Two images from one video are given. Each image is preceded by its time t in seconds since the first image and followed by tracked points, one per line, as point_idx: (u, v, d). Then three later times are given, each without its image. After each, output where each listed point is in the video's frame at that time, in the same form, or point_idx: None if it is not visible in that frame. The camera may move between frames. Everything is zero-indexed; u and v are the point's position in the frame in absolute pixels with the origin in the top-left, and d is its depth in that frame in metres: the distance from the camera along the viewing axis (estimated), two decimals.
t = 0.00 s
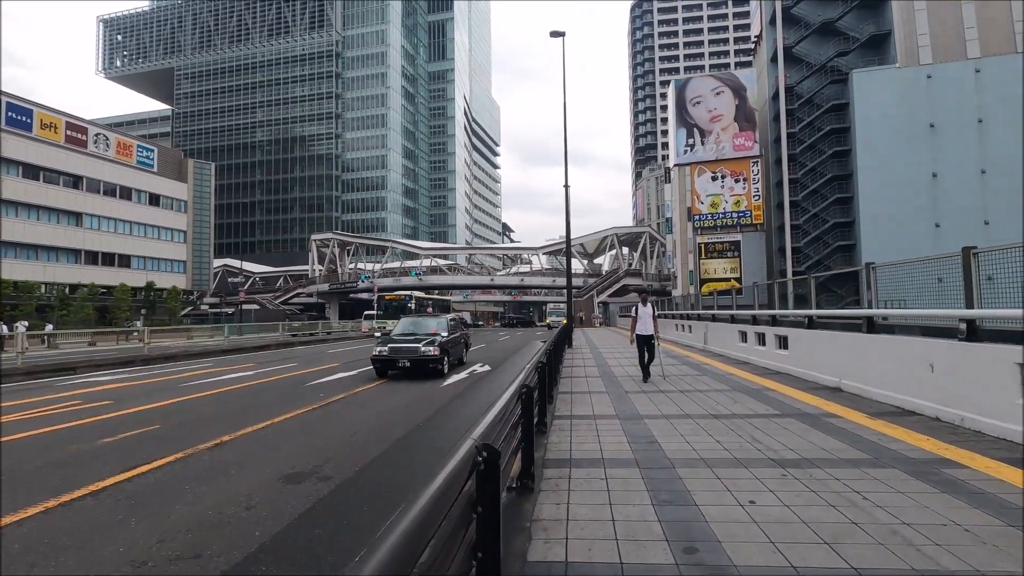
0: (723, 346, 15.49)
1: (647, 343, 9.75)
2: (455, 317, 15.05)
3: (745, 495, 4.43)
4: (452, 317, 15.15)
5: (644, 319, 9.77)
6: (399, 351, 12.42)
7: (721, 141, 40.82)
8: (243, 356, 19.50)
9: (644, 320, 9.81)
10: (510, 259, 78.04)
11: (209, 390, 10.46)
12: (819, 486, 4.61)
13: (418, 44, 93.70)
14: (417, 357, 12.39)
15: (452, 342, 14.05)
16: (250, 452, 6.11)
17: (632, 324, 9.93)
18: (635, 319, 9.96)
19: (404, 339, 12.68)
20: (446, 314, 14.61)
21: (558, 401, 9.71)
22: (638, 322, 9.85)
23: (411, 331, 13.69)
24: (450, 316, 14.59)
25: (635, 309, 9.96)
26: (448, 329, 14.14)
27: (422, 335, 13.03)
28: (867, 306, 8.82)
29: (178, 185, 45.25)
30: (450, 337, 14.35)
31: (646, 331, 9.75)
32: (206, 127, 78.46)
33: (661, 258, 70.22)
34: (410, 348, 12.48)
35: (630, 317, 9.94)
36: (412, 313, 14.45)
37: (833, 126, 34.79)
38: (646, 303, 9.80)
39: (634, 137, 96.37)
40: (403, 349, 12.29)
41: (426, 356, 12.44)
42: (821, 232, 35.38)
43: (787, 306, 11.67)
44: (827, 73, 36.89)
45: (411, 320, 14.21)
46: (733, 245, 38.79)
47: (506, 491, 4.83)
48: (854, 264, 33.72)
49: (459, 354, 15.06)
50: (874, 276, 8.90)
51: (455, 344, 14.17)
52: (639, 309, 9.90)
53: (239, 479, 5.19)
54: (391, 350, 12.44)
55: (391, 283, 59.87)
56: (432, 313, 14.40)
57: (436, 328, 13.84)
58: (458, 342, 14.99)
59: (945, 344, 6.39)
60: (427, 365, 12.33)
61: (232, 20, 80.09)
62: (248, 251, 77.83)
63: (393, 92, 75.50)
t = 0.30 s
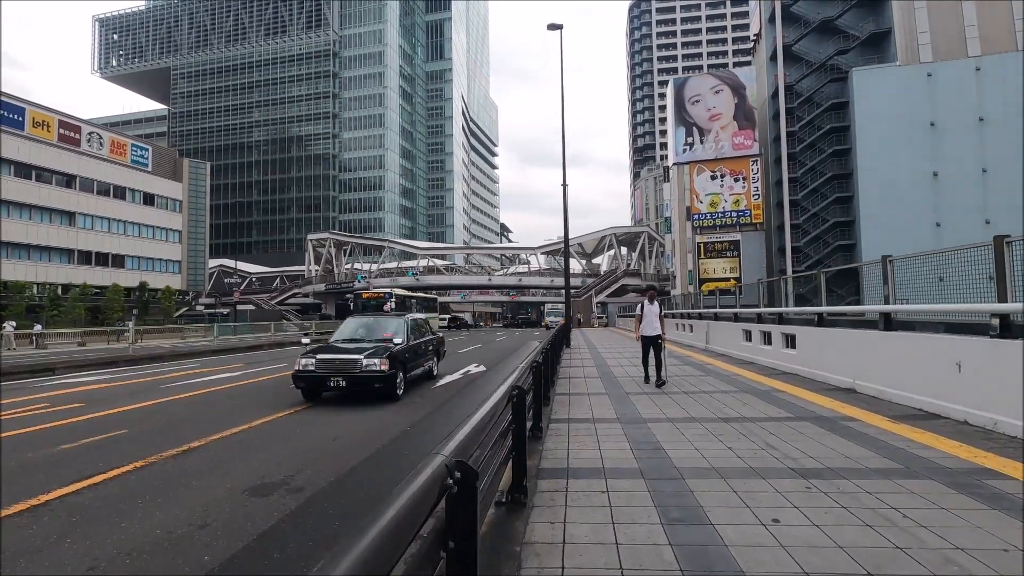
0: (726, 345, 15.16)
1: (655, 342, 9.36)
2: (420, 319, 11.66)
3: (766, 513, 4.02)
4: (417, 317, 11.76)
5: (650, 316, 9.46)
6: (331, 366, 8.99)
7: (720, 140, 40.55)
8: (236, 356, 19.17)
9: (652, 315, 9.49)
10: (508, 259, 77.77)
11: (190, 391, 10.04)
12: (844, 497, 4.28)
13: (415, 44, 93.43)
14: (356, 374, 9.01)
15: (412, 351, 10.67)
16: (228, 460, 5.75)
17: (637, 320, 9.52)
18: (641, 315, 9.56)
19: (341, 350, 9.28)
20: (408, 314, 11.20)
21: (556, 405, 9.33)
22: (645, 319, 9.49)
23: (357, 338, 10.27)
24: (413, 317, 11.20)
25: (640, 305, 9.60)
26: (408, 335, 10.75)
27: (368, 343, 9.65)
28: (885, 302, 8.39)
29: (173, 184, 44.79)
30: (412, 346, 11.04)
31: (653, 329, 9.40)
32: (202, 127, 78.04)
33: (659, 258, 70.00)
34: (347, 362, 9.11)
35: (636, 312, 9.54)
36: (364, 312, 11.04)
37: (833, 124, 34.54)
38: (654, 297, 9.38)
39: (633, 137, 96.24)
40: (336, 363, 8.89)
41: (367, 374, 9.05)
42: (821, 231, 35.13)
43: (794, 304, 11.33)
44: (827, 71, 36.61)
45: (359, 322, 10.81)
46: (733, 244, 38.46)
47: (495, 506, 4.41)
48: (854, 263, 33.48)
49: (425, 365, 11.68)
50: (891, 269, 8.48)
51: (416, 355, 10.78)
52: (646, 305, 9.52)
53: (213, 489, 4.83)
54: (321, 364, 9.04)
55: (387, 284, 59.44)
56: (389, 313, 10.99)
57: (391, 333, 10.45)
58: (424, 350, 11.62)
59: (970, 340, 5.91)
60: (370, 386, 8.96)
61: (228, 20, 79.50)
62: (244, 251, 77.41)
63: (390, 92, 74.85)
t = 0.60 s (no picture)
0: (730, 349, 14.81)
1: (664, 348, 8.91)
2: (351, 330, 8.49)
3: (800, 555, 3.65)
4: (347, 327, 8.54)
5: (662, 319, 9.09)
6: (182, 412, 5.60)
7: (720, 139, 40.30)
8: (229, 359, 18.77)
9: (663, 319, 9.16)
10: (506, 260, 77.48)
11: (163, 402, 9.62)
12: (885, 532, 3.91)
13: (413, 43, 93.17)
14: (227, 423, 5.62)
15: (339, 375, 7.44)
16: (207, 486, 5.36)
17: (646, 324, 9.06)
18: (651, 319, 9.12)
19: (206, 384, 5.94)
20: (331, 324, 8.02)
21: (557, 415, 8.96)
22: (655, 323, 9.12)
23: (246, 362, 6.95)
24: (338, 327, 8.01)
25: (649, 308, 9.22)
26: (333, 350, 7.61)
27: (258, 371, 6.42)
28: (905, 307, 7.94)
29: (168, 184, 44.23)
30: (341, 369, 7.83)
31: (664, 334, 9.03)
32: (198, 126, 77.42)
33: (658, 258, 69.76)
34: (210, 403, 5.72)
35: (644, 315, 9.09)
36: (271, 323, 7.91)
37: (833, 124, 34.38)
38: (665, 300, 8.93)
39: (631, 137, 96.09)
40: (187, 408, 5.60)
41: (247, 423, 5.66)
42: (821, 231, 34.98)
43: (801, 307, 10.99)
44: (827, 70, 36.34)
45: (259, 338, 7.54)
46: (732, 244, 38.11)
47: (487, 543, 4.00)
48: (854, 263, 33.36)
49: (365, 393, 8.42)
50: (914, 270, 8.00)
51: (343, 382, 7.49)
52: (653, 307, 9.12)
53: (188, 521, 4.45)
54: (170, 408, 5.65)
55: (384, 284, 58.98)
56: (309, 323, 7.87)
57: (305, 352, 7.24)
58: (363, 373, 8.35)
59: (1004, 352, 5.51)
60: (243, 444, 5.59)
61: (224, 18, 78.85)
62: (240, 251, 76.97)
63: (387, 91, 75.52)
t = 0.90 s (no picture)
0: (738, 347, 14.44)
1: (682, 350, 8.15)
2: (190, 339, 5.07)
3: None
4: (182, 332, 5.06)
5: (678, 323, 8.13)
6: None
7: (721, 136, 40.04)
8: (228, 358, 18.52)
9: (679, 322, 8.18)
10: (504, 258, 77.17)
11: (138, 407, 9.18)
12: (949, 565, 3.49)
13: (412, 41, 92.84)
14: None
15: (133, 428, 4.12)
16: (185, 505, 5.01)
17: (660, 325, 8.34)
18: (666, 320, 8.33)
19: None
20: (140, 333, 4.59)
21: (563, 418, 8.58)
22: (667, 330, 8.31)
23: None
24: (148, 339, 4.58)
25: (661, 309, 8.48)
26: (125, 380, 4.24)
27: None
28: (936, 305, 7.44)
29: (163, 181, 43.78)
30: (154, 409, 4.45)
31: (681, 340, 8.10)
32: (194, 124, 76.88)
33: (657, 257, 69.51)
34: None
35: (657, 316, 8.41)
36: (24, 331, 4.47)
37: (835, 122, 34.18)
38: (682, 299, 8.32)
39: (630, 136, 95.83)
40: None
41: None
42: (823, 230, 34.82)
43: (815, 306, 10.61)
44: (829, 67, 36.05)
45: None
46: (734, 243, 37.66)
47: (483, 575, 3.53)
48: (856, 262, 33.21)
49: (228, 448, 5.12)
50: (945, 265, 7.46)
51: (149, 443, 4.22)
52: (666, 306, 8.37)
53: (161, 543, 4.12)
54: None
55: (382, 283, 58.50)
56: (88, 333, 4.43)
57: (51, 394, 3.89)
58: (218, 421, 5.03)
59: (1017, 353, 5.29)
60: None
61: (221, 15, 78.35)
62: (237, 250, 76.55)
63: (385, 89, 75.64)
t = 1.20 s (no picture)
0: (744, 345, 13.99)
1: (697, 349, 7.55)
2: None
3: None
4: None
5: (691, 320, 7.62)
6: None
7: (721, 135, 39.79)
8: (220, 359, 18.18)
9: (691, 319, 7.64)
10: (503, 258, 76.71)
11: (111, 411, 8.70)
12: None
13: (410, 40, 92.49)
14: None
15: None
16: (141, 521, 4.48)
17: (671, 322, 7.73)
18: (677, 317, 7.73)
19: None
20: None
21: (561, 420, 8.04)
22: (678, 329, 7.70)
23: None
24: None
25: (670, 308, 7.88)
26: None
27: None
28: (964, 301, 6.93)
29: (158, 180, 43.36)
30: None
31: (692, 339, 7.53)
32: (191, 123, 76.35)
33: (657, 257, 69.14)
34: None
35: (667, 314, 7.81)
36: None
37: (836, 119, 33.93)
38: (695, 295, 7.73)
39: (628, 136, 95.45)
40: None
41: None
42: (823, 228, 34.53)
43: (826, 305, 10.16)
44: (829, 65, 35.97)
45: None
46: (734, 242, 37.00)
47: None
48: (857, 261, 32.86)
49: None
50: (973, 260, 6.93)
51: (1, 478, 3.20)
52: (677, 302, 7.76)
53: (110, 565, 3.69)
54: None
55: (380, 283, 57.96)
56: None
57: None
58: None
59: None
60: None
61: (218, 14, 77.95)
62: (234, 250, 75.97)
63: (383, 89, 75.59)
